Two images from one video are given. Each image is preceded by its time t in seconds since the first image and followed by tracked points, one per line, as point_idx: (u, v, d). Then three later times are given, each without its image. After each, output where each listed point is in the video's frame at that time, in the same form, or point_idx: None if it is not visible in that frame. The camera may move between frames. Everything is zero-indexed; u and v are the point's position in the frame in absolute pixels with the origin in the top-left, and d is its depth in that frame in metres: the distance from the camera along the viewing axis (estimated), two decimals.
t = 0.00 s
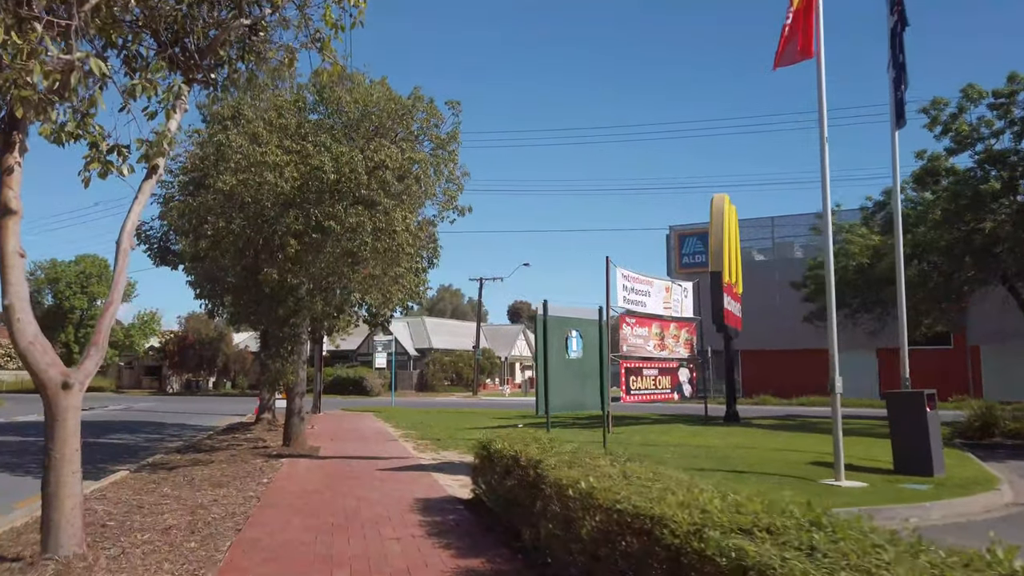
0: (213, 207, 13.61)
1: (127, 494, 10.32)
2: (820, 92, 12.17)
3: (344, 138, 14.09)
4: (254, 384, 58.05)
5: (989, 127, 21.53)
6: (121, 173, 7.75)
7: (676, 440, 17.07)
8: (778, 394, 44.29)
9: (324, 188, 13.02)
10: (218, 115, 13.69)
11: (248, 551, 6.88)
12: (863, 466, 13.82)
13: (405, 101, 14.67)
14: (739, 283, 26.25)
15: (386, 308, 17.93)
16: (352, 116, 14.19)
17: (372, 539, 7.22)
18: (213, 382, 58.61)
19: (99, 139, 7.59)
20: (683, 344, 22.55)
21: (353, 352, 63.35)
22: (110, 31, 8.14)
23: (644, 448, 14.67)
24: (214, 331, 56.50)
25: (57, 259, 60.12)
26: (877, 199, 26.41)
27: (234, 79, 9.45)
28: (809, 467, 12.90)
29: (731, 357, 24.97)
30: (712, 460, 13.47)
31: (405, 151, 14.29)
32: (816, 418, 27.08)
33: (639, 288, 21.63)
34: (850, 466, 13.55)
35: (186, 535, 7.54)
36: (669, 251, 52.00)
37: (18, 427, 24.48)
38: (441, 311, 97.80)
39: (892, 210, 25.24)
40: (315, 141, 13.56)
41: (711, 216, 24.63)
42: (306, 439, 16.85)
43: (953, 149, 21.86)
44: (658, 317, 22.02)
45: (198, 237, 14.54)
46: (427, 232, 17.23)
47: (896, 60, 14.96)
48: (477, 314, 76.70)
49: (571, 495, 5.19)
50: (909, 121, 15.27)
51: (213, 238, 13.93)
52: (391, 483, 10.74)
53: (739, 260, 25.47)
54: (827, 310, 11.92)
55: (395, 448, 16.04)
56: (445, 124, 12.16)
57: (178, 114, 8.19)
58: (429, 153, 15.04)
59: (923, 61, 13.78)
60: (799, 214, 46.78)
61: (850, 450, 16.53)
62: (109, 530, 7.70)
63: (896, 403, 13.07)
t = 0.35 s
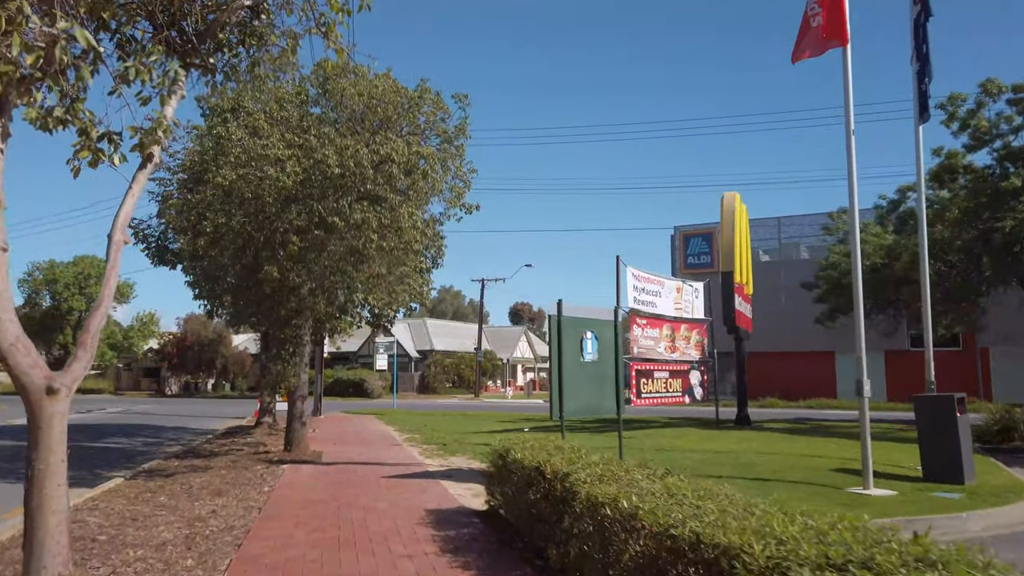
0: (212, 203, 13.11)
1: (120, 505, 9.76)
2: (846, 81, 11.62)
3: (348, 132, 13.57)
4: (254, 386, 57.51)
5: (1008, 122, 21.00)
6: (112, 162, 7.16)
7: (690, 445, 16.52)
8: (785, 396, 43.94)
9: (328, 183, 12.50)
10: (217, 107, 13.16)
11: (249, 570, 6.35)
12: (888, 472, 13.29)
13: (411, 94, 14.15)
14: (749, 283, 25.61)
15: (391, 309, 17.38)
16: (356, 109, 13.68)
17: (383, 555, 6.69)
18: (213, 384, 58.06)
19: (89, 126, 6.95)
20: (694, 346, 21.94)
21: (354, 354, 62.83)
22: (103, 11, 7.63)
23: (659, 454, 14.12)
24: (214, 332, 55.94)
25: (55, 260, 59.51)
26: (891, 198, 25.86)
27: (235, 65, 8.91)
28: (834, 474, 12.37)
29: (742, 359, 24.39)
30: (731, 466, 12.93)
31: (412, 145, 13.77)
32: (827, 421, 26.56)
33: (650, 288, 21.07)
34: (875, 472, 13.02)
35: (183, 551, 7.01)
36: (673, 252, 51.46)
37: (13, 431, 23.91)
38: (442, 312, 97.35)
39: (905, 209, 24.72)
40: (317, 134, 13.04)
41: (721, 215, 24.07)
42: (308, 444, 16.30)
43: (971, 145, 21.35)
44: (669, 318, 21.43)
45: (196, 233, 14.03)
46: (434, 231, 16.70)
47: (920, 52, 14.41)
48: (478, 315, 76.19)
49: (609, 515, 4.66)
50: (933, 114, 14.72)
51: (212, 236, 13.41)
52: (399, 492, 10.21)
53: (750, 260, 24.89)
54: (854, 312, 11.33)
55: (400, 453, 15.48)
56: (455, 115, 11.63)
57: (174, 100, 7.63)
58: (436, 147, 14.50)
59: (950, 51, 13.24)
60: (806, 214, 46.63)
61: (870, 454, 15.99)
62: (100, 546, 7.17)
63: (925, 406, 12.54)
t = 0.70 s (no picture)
0: (210, 195, 12.62)
1: (112, 512, 9.23)
2: (874, 67, 11.08)
3: (352, 121, 13.05)
4: (254, 386, 56.99)
5: None
6: (98, 145, 6.76)
7: (704, 447, 16.02)
8: (788, 396, 43.32)
9: (331, 174, 11.98)
10: (216, 95, 12.66)
11: None
12: (914, 476, 12.76)
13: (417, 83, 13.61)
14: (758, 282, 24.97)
15: (396, 305, 16.83)
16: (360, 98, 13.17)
17: (392, 570, 6.18)
18: (213, 384, 57.53)
19: (73, 104, 6.59)
20: (704, 345, 21.27)
21: (354, 354, 62.27)
22: None
23: (674, 457, 13.61)
24: (214, 332, 55.42)
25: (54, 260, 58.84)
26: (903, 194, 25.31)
27: (233, 44, 8.42)
28: (858, 478, 11.88)
29: (752, 359, 23.82)
30: (750, 470, 12.43)
31: (418, 134, 13.23)
32: (837, 422, 26.08)
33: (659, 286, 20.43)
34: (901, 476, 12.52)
35: (176, 565, 6.50)
36: (676, 251, 50.92)
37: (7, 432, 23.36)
38: (443, 312, 96.84)
39: (918, 206, 24.20)
40: (320, 123, 12.53)
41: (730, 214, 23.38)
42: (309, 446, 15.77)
43: (987, 140, 20.84)
44: (678, 316, 20.78)
45: (193, 227, 13.53)
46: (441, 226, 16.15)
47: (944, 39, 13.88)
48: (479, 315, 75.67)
49: (654, 533, 4.19)
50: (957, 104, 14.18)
51: (211, 229, 12.90)
52: (406, 498, 9.70)
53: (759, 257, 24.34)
54: (881, 309, 10.82)
55: (404, 456, 14.96)
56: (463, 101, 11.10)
57: (167, 77, 7.09)
58: (443, 137, 13.95)
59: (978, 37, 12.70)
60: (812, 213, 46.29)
61: (889, 457, 15.49)
62: (87, 559, 6.65)
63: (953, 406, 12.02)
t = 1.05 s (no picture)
0: (211, 184, 12.06)
1: (107, 520, 8.63)
2: (911, 47, 10.47)
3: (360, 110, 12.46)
4: (256, 387, 56.45)
5: None
6: (89, 121, 6.18)
7: (724, 450, 15.41)
8: (797, 397, 42.80)
9: (338, 162, 11.41)
10: (217, 79, 12.09)
11: None
12: (949, 480, 12.15)
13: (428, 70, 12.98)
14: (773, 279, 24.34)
15: (404, 302, 16.24)
16: (368, 87, 12.60)
17: None
18: (215, 385, 57.01)
19: (61, 77, 6.04)
20: (720, 344, 20.68)
21: (357, 354, 61.68)
22: None
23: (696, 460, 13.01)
24: (216, 332, 54.90)
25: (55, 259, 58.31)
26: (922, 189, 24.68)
27: (236, 18, 7.84)
28: (893, 482, 11.29)
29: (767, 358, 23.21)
30: (777, 473, 11.84)
31: (429, 121, 12.63)
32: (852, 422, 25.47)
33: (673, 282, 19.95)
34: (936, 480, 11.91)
35: None
36: (683, 249, 50.28)
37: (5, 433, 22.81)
38: (445, 312, 96.20)
39: (938, 201, 23.57)
40: (327, 112, 11.99)
41: (745, 209, 22.78)
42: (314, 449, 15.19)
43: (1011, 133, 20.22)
44: (693, 314, 20.38)
45: (194, 218, 12.97)
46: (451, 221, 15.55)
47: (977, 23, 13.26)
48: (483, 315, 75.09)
49: (725, 555, 3.61)
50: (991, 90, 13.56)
51: (212, 221, 12.32)
52: (419, 503, 9.12)
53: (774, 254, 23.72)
54: (920, 304, 10.22)
55: (413, 459, 14.37)
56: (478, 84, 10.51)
57: (163, 49, 6.52)
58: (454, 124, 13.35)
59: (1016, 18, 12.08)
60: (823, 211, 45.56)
61: (917, 459, 14.88)
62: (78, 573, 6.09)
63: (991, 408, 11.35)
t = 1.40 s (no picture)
0: (208, 177, 11.57)
1: (96, 532, 8.10)
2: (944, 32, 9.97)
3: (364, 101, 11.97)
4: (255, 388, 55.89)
5: None
6: (74, 101, 5.67)
7: (739, 455, 14.87)
8: (803, 398, 42.25)
9: (342, 154, 10.90)
10: (215, 68, 11.59)
11: None
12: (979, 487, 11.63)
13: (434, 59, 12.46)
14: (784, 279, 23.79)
15: (408, 302, 15.72)
16: (372, 77, 12.10)
17: None
18: (213, 386, 56.42)
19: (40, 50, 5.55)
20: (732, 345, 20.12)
21: (356, 355, 61.13)
22: None
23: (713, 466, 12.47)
24: (215, 333, 54.35)
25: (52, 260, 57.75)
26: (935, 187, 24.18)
27: None
28: (922, 490, 10.76)
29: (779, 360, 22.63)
30: (800, 481, 11.29)
31: (436, 112, 12.10)
32: (863, 425, 24.93)
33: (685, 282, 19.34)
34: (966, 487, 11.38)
35: None
36: (687, 250, 49.74)
37: None
38: (445, 312, 95.67)
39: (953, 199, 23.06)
40: (330, 103, 11.48)
41: (756, 207, 22.23)
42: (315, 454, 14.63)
43: None
44: (706, 315, 19.77)
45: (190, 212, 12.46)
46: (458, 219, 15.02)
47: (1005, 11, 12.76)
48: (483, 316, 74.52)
49: None
50: (1020, 81, 13.06)
51: (210, 216, 11.78)
52: (428, 514, 8.59)
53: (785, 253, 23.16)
54: (955, 302, 9.70)
55: (418, 464, 13.82)
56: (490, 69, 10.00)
57: (155, 25, 6.02)
58: (462, 115, 12.82)
59: None
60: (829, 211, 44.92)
61: (940, 464, 14.35)
62: None
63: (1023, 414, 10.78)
